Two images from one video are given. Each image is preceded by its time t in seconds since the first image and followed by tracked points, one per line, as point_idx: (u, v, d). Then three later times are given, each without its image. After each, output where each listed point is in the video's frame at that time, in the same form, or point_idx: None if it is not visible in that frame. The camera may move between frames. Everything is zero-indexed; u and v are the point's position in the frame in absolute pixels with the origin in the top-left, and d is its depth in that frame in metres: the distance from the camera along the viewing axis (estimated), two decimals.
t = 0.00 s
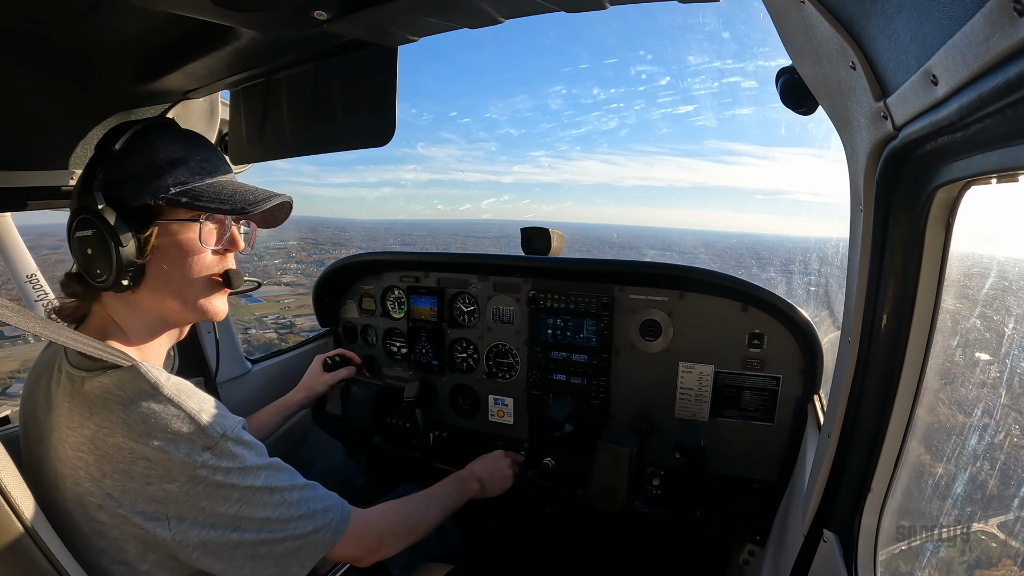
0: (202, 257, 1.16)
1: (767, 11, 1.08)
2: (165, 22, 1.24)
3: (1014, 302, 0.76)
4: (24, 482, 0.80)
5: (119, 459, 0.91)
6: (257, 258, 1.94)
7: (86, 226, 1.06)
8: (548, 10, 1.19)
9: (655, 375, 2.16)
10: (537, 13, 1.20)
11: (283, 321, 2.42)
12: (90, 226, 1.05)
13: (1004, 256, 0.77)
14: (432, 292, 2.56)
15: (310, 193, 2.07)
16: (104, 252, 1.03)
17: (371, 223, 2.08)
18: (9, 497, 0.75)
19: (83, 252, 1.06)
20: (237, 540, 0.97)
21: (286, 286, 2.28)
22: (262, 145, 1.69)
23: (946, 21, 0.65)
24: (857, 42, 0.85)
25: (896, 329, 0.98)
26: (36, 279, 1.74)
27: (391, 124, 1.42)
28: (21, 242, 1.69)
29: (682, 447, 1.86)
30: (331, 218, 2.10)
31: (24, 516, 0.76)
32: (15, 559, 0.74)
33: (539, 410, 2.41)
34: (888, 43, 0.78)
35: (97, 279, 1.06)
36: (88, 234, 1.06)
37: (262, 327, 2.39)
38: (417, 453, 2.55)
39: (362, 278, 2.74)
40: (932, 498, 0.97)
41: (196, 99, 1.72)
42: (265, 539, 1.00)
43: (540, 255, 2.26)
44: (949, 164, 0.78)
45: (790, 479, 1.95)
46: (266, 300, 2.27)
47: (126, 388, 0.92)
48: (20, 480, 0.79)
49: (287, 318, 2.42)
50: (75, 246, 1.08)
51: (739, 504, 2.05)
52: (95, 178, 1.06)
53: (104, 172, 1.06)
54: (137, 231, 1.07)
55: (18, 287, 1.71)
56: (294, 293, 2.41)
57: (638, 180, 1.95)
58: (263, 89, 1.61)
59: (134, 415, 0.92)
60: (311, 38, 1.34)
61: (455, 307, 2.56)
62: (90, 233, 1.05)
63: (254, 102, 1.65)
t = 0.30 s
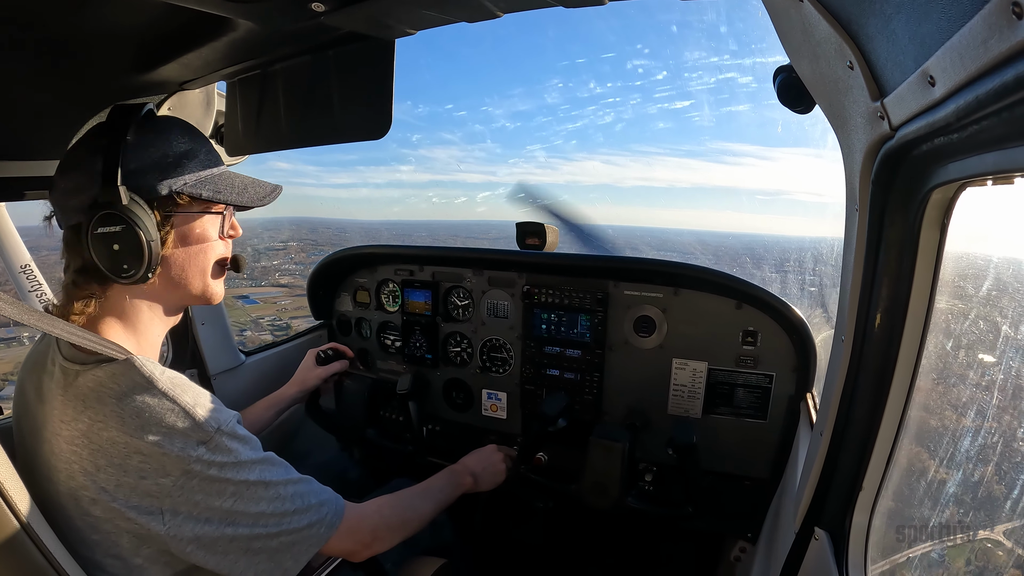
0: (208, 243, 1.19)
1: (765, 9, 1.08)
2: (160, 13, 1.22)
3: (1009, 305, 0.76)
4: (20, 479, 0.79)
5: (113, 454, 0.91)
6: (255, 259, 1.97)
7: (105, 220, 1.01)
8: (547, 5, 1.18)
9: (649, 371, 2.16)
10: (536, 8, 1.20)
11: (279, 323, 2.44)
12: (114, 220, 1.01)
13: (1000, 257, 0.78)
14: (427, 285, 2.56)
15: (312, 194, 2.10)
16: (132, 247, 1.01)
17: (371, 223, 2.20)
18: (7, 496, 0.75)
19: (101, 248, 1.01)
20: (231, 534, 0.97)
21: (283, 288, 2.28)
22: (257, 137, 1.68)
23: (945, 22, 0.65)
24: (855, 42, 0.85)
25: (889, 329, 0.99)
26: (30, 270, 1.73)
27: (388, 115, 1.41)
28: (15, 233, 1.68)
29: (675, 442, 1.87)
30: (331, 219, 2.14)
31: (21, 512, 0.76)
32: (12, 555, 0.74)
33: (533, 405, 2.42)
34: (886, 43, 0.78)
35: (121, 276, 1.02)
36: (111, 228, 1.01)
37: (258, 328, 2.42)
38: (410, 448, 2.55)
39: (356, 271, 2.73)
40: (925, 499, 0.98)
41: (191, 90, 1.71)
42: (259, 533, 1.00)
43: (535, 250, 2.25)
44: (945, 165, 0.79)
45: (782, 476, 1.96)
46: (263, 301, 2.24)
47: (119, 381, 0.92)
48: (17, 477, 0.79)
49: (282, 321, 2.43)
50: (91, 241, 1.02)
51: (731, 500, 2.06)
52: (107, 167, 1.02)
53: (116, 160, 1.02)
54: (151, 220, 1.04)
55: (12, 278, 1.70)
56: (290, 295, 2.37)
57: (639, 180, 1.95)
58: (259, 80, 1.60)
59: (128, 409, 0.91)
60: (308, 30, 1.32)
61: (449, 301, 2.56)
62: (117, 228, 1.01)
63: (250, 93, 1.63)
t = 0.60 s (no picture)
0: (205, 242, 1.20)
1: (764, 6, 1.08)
2: (155, 6, 1.21)
3: (1005, 305, 0.77)
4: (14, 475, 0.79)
5: (110, 461, 0.90)
6: (252, 258, 2.08)
7: (175, 222, 1.05)
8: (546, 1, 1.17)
9: (645, 368, 2.17)
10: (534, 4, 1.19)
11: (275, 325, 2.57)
12: (184, 221, 1.07)
13: (996, 258, 0.78)
14: (423, 280, 2.55)
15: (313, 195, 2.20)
16: (194, 243, 1.11)
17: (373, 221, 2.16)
18: None
19: (168, 249, 1.05)
20: (228, 539, 0.97)
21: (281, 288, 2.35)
22: (253, 131, 1.66)
23: (943, 22, 0.65)
24: (853, 40, 0.85)
25: (885, 327, 0.99)
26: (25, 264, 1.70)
27: (385, 110, 1.39)
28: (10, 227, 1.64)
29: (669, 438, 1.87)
30: (332, 220, 2.19)
31: (16, 510, 0.76)
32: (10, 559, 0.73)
33: (528, 401, 2.42)
34: (883, 42, 0.78)
35: (178, 273, 1.10)
36: (182, 230, 1.07)
37: (255, 331, 2.53)
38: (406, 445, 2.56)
39: (352, 266, 2.72)
40: (918, 499, 0.99)
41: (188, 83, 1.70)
42: (256, 537, 1.00)
43: (531, 246, 2.26)
44: (941, 165, 0.79)
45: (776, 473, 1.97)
46: (260, 303, 2.29)
47: (114, 387, 0.91)
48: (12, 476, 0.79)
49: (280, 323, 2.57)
50: (156, 244, 1.03)
51: (725, 496, 2.08)
52: (178, 161, 1.05)
53: (183, 152, 1.05)
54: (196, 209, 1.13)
55: (7, 271, 1.67)
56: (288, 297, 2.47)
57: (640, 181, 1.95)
58: (256, 74, 1.59)
59: (124, 415, 0.91)
60: (304, 23, 1.32)
61: (445, 296, 2.55)
62: (187, 228, 1.08)
63: (246, 86, 1.62)
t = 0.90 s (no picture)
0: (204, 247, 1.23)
1: (761, 5, 1.08)
2: (153, 7, 1.21)
3: (1004, 302, 0.77)
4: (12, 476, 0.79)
5: (111, 466, 0.90)
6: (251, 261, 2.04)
7: (168, 225, 1.03)
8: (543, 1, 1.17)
9: (644, 367, 2.17)
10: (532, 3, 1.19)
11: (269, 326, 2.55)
12: (178, 224, 1.05)
13: (994, 256, 0.79)
14: (421, 280, 2.55)
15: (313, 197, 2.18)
16: (190, 249, 1.09)
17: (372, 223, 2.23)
18: None
19: (161, 253, 1.03)
20: (229, 544, 0.97)
21: (278, 290, 2.32)
22: (251, 130, 1.65)
23: (940, 19, 0.65)
24: (850, 38, 0.85)
25: (883, 324, 0.99)
26: (23, 266, 1.69)
27: (382, 110, 1.39)
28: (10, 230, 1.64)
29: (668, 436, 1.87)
30: (330, 221, 2.20)
31: (14, 509, 0.76)
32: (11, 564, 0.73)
33: (527, 400, 2.42)
34: (881, 40, 0.78)
35: (171, 280, 1.07)
36: (176, 233, 1.05)
37: (249, 332, 2.50)
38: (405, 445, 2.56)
39: (351, 266, 2.72)
40: (917, 496, 0.99)
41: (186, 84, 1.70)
42: (257, 541, 1.00)
43: (530, 245, 2.25)
44: (938, 162, 0.79)
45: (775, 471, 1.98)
46: (257, 305, 2.24)
47: (115, 393, 0.91)
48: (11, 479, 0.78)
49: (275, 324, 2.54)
50: (148, 245, 1.00)
51: (724, 495, 2.08)
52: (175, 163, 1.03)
53: (181, 155, 1.03)
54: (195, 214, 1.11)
55: (4, 273, 1.66)
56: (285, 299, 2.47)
57: (639, 182, 1.96)
58: (253, 74, 1.58)
59: (125, 421, 0.90)
60: (301, 23, 1.31)
61: (444, 296, 2.55)
62: (182, 232, 1.06)
63: (243, 86, 1.62)
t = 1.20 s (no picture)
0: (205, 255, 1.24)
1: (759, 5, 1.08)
2: (152, 14, 1.22)
3: (1006, 299, 0.77)
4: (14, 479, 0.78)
5: (115, 471, 0.90)
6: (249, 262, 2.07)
7: (166, 231, 1.03)
8: (541, 3, 1.18)
9: (646, 368, 2.17)
10: (530, 6, 1.19)
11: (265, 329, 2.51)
12: (178, 230, 1.05)
13: (995, 253, 0.78)
14: (422, 284, 2.55)
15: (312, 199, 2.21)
16: (189, 255, 1.09)
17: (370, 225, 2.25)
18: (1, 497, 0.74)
19: (160, 259, 1.03)
20: (234, 548, 0.96)
21: (276, 292, 2.33)
22: (251, 136, 1.66)
23: (938, 17, 0.65)
24: (848, 37, 0.85)
25: (886, 323, 0.99)
26: (25, 274, 1.70)
27: (383, 114, 1.40)
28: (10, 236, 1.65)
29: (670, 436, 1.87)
30: (330, 224, 2.20)
31: (15, 512, 0.75)
32: (14, 567, 0.73)
33: (529, 403, 2.42)
34: (879, 39, 0.78)
35: (171, 285, 1.07)
36: (175, 239, 1.05)
37: (245, 337, 2.49)
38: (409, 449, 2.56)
39: (352, 270, 2.72)
40: (922, 494, 0.99)
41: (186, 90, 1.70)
42: (262, 545, 1.00)
43: (531, 248, 2.26)
44: (938, 160, 0.79)
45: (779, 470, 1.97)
46: (253, 306, 2.27)
47: (119, 397, 0.91)
48: (13, 482, 0.78)
49: (270, 327, 2.51)
50: (147, 253, 1.00)
51: (728, 495, 2.07)
52: (172, 169, 1.04)
53: (178, 161, 1.04)
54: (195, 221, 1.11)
55: (7, 281, 1.67)
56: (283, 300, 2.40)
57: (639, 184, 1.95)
58: (252, 79, 1.59)
59: (128, 426, 0.90)
60: (300, 29, 1.32)
61: (445, 300, 2.55)
62: (181, 238, 1.06)
63: (243, 92, 1.62)
